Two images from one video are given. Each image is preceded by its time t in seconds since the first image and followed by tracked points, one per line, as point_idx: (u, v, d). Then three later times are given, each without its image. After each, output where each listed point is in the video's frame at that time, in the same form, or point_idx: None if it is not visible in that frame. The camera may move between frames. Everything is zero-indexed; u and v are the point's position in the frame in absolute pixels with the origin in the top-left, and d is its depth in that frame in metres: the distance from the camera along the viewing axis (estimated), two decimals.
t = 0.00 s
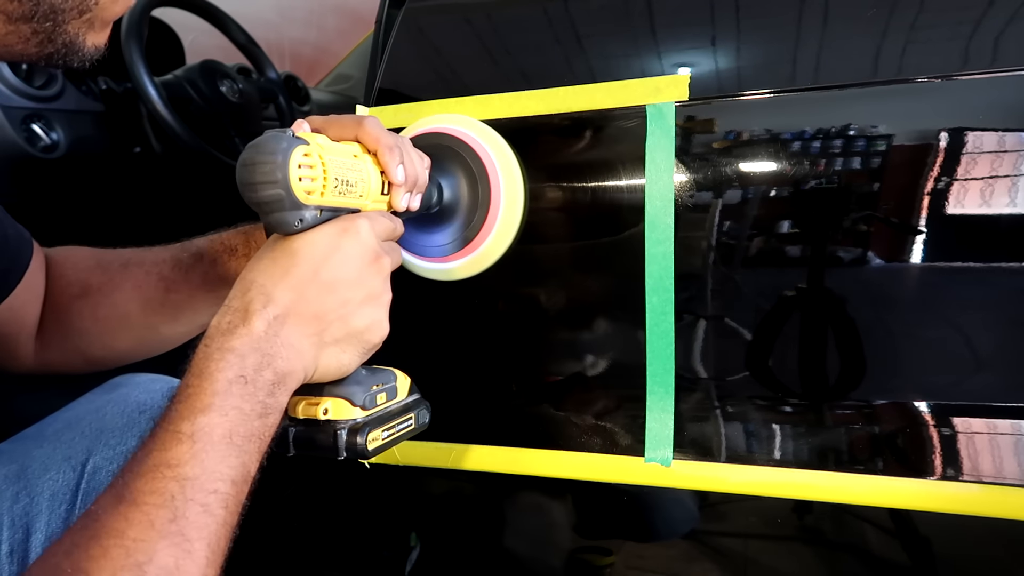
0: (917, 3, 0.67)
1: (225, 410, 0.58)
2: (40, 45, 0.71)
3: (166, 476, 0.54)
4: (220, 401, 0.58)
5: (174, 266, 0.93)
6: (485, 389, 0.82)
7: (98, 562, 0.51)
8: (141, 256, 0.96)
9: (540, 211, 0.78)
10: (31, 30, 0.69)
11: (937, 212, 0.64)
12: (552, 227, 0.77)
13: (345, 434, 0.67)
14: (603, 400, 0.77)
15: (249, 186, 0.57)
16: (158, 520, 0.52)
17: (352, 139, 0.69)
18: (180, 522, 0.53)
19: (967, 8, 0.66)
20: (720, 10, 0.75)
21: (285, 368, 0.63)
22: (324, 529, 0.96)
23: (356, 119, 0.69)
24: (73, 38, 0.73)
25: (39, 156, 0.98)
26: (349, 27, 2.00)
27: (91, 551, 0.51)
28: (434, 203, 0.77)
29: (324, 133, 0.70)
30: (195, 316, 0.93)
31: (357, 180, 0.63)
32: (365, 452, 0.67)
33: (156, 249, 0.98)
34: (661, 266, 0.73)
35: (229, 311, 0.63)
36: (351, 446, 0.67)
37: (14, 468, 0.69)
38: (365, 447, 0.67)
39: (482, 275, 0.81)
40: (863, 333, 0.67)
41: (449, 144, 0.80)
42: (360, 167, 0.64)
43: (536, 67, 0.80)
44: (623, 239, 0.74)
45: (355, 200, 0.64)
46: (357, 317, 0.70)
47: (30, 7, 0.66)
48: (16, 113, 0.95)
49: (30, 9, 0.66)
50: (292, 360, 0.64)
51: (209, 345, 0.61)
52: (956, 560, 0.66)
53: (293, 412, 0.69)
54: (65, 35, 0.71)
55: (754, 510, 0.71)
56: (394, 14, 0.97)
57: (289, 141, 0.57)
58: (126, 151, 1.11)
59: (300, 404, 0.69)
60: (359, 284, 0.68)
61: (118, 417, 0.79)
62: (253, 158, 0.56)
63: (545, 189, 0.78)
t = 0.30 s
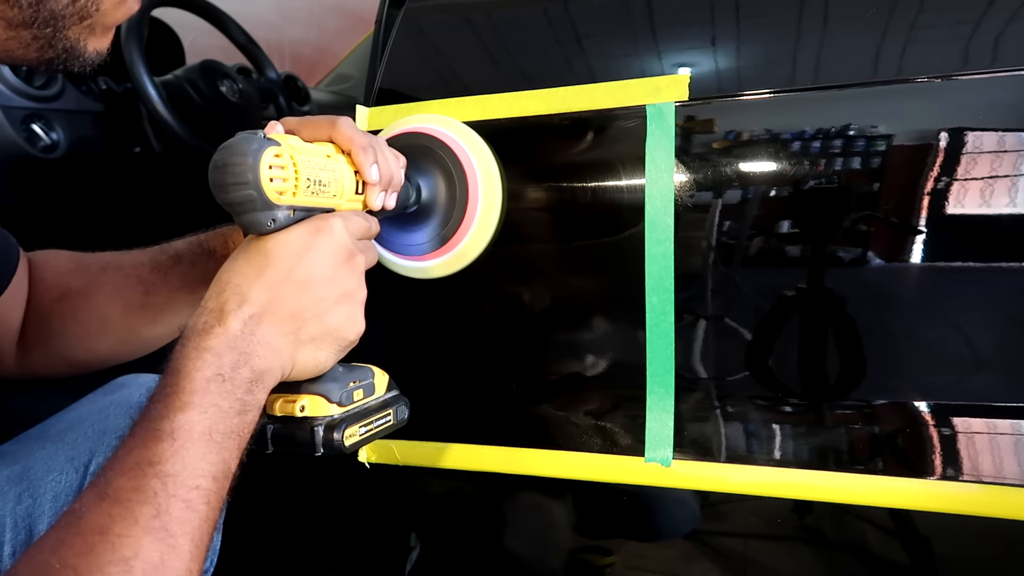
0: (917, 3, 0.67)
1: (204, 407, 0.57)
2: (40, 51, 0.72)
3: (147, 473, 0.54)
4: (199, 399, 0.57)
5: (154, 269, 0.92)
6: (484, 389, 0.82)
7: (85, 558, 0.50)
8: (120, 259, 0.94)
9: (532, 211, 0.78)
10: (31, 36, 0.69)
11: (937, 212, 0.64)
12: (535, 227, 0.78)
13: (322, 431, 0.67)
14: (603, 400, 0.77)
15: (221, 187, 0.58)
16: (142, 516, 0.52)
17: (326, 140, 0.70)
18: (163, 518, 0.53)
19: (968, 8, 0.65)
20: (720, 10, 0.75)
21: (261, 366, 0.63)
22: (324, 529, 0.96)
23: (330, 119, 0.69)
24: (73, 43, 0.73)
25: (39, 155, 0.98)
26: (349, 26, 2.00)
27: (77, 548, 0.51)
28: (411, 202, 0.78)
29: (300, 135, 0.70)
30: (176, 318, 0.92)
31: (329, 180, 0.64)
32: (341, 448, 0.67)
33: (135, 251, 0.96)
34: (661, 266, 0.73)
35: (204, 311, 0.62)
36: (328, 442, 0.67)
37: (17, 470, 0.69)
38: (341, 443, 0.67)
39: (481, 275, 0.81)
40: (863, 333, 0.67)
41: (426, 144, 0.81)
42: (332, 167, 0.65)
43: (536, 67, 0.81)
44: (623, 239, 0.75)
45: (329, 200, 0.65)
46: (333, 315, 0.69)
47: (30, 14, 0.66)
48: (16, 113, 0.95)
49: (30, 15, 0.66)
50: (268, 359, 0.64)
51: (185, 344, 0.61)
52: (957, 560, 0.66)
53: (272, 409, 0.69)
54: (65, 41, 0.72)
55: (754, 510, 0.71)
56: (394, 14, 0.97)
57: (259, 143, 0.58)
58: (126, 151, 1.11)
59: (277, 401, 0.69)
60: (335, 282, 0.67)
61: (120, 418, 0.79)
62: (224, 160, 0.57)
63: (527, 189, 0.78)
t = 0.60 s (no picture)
0: (917, 3, 0.67)
1: (189, 408, 0.57)
2: (46, 61, 0.71)
3: (135, 473, 0.53)
4: (183, 400, 0.57)
5: (136, 276, 0.90)
6: (484, 390, 0.82)
7: (75, 557, 0.50)
8: (102, 266, 0.93)
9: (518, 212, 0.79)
10: (37, 47, 0.69)
11: (937, 212, 0.64)
12: (520, 228, 0.79)
13: (308, 431, 0.69)
14: (603, 400, 0.77)
15: (197, 192, 0.58)
16: (131, 515, 0.52)
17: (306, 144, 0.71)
18: (153, 517, 0.53)
19: (968, 8, 0.65)
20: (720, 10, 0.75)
21: (245, 369, 0.62)
22: (325, 530, 0.96)
23: (308, 123, 0.70)
24: (78, 54, 0.73)
25: (39, 155, 0.98)
26: (349, 26, 2.00)
27: (68, 547, 0.50)
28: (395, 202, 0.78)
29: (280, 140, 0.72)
30: (159, 323, 0.91)
31: (306, 183, 0.64)
32: (327, 447, 0.69)
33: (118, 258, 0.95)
34: (661, 266, 0.73)
35: (186, 316, 0.62)
36: (314, 442, 0.69)
37: (14, 471, 0.68)
38: (327, 442, 0.69)
39: (480, 275, 0.81)
40: (863, 333, 0.67)
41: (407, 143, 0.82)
42: (310, 170, 0.65)
43: (536, 67, 0.81)
44: (623, 239, 0.75)
45: (308, 202, 0.65)
46: (315, 317, 0.69)
47: (37, 26, 0.66)
48: (15, 113, 0.95)
49: (37, 27, 0.66)
50: (251, 361, 0.63)
51: (168, 348, 0.61)
52: (957, 560, 0.66)
53: (256, 411, 0.71)
54: (71, 52, 0.72)
55: (754, 510, 0.71)
56: (394, 14, 0.97)
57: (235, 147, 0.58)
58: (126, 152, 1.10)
59: (263, 403, 0.71)
60: (315, 284, 0.67)
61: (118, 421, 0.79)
62: (202, 165, 0.58)
63: (511, 190, 0.79)
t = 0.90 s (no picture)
0: (918, 3, 0.67)
1: (175, 426, 0.57)
2: (59, 79, 0.71)
3: (123, 490, 0.53)
4: (168, 419, 0.57)
5: (119, 290, 0.89)
6: (484, 390, 0.82)
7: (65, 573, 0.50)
8: (85, 279, 0.93)
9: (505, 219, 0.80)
10: (52, 65, 0.68)
11: (937, 212, 0.64)
12: (506, 233, 0.80)
13: (294, 446, 0.69)
14: (604, 400, 0.77)
15: (173, 217, 0.57)
16: (120, 531, 0.52)
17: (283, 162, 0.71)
18: (141, 533, 0.53)
19: (968, 8, 0.65)
20: (720, 10, 0.75)
21: (229, 389, 0.63)
22: (325, 529, 0.96)
23: (285, 142, 0.71)
24: (91, 71, 0.73)
25: (39, 155, 0.98)
26: (349, 27, 2.01)
27: (57, 564, 0.50)
28: (374, 214, 0.78)
29: (257, 159, 0.72)
30: (140, 337, 0.91)
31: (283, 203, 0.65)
32: (314, 462, 0.69)
33: (101, 271, 0.94)
34: (661, 266, 0.73)
35: (170, 337, 0.63)
36: (301, 457, 0.69)
37: (12, 474, 0.68)
38: (314, 457, 0.69)
39: (480, 275, 0.81)
40: (863, 333, 0.67)
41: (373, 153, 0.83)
42: (287, 189, 0.66)
43: (536, 67, 0.81)
44: (623, 239, 0.75)
45: (287, 221, 0.66)
46: (297, 335, 0.70)
47: (51, 45, 0.66)
48: (15, 113, 0.95)
49: (52, 46, 0.65)
50: (235, 381, 0.64)
51: (152, 370, 0.61)
52: (958, 560, 0.66)
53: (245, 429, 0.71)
54: (84, 69, 0.71)
55: (754, 510, 0.71)
56: (394, 15, 0.95)
57: (211, 172, 0.58)
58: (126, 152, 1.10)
59: (250, 421, 0.71)
60: (297, 304, 0.68)
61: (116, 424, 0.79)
62: (179, 191, 0.57)
63: (494, 199, 0.81)
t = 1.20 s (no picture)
0: (918, 3, 0.67)
1: (175, 451, 0.57)
2: (68, 90, 0.72)
3: (122, 514, 0.53)
4: (169, 443, 0.57)
5: (115, 303, 0.89)
6: (484, 390, 0.82)
7: None
8: (82, 288, 0.93)
9: (503, 230, 0.80)
10: (60, 77, 0.69)
11: (937, 212, 0.64)
12: (505, 233, 0.80)
13: (296, 469, 0.67)
14: (605, 400, 0.77)
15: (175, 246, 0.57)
16: (117, 556, 0.52)
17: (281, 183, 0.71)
18: (139, 558, 0.52)
19: (968, 7, 0.65)
20: (720, 10, 0.75)
21: (230, 414, 0.63)
22: (325, 530, 0.96)
23: (284, 165, 0.71)
24: (100, 83, 0.73)
25: (39, 156, 0.98)
26: (349, 26, 2.01)
27: None
28: (370, 229, 0.80)
29: (253, 181, 0.72)
30: (134, 349, 0.90)
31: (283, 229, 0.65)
32: (315, 485, 0.68)
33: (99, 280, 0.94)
34: (661, 266, 0.73)
35: (173, 362, 0.63)
36: (303, 480, 0.67)
37: (15, 478, 0.68)
38: (315, 480, 0.68)
39: (480, 275, 0.81)
40: (863, 333, 0.67)
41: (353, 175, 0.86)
42: (288, 214, 0.66)
43: (536, 68, 0.81)
44: (623, 239, 0.75)
45: (287, 245, 0.66)
46: (297, 360, 0.70)
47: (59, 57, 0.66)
48: (15, 113, 0.94)
49: (60, 58, 0.66)
50: (236, 407, 0.64)
51: (153, 395, 0.61)
52: (958, 559, 0.66)
53: (244, 451, 0.70)
54: (93, 81, 0.71)
55: (754, 510, 0.71)
56: (394, 14, 0.94)
57: (213, 200, 0.58)
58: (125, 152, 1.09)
59: (251, 444, 0.69)
60: (297, 329, 0.69)
61: (121, 426, 0.79)
62: (180, 218, 0.57)
63: (491, 204, 0.81)
